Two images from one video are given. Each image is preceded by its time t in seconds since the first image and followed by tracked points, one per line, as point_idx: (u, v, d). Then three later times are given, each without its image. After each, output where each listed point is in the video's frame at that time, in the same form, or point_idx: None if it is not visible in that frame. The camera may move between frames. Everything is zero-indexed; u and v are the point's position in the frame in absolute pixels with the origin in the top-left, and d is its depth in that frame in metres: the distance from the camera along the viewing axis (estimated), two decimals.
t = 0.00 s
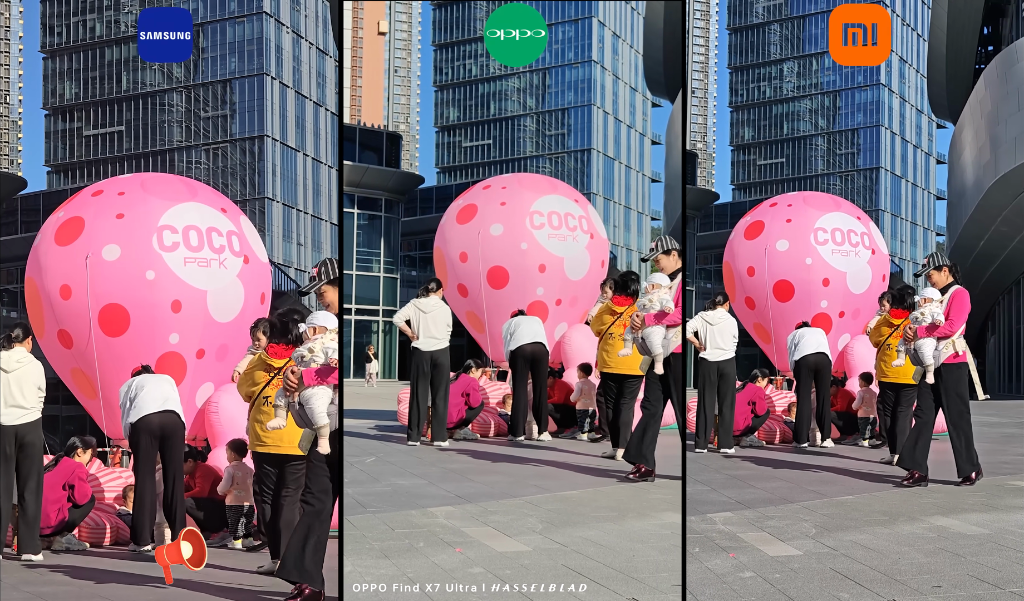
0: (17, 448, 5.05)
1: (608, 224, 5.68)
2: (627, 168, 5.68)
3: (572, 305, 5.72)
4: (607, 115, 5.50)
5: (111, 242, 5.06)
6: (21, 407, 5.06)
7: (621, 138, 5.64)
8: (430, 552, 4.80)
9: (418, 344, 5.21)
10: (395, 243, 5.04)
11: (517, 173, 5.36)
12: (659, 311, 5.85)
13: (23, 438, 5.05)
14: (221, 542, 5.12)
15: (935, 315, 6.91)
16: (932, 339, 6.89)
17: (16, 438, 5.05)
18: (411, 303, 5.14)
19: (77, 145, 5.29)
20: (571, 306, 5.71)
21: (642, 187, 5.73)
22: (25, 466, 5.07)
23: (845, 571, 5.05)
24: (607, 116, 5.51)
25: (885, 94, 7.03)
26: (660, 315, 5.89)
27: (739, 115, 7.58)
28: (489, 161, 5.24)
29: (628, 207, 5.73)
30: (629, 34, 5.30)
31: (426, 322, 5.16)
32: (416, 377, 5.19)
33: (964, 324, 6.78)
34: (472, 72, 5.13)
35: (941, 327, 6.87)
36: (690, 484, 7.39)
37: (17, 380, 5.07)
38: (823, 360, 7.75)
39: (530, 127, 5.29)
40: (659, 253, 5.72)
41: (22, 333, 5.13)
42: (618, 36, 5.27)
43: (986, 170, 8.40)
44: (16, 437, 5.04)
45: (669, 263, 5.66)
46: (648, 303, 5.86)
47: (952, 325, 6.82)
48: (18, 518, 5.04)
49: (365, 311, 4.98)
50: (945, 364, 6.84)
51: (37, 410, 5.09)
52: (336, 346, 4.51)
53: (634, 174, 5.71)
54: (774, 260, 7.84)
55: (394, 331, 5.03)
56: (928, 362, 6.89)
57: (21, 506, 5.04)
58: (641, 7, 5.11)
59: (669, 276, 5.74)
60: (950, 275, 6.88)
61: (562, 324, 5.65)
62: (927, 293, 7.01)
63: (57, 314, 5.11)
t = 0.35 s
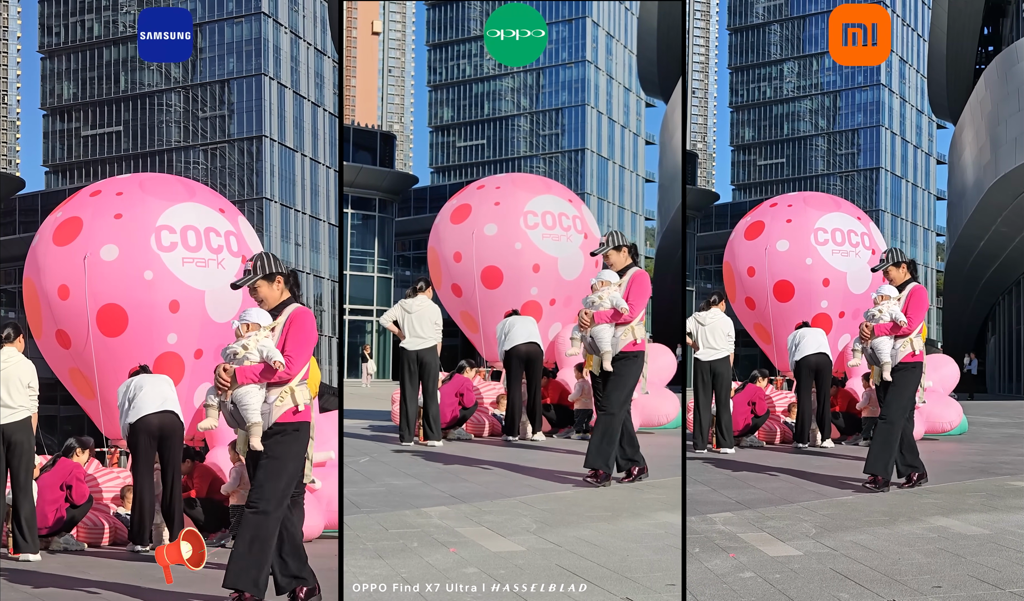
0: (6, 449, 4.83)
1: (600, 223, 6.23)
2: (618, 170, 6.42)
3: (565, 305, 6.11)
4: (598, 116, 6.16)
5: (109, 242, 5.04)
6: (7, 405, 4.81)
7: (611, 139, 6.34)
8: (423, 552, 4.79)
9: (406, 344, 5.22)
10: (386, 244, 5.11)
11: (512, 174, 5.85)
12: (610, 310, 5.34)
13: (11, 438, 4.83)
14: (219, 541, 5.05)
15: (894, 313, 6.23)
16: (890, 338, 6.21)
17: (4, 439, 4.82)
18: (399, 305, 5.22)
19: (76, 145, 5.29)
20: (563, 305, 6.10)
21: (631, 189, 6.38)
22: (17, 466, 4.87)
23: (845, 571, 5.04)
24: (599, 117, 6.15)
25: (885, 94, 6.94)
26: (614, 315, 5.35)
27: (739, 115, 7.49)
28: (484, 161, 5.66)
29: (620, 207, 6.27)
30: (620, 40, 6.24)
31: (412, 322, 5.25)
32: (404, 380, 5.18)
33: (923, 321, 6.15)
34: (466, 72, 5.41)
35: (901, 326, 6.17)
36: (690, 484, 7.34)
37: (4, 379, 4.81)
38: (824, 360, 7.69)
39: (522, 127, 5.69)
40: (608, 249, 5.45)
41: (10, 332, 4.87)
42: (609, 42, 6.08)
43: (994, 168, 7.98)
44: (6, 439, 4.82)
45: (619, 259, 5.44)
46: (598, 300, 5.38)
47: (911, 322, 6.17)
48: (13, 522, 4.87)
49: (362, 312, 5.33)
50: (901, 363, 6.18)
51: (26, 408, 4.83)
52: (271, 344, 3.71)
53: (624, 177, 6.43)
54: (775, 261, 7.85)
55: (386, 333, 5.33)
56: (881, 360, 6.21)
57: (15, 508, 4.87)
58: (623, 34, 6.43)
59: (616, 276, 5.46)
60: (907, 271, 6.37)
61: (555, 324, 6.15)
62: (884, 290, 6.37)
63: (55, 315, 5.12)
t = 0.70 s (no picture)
0: (6, 448, 4.89)
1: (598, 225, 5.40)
2: (618, 169, 5.37)
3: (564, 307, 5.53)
4: (596, 115, 5.30)
5: (108, 242, 5.09)
6: (8, 406, 4.88)
7: (612, 138, 5.36)
8: (417, 552, 4.89)
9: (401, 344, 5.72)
10: (382, 243, 5.21)
11: (508, 173, 5.42)
12: (549, 306, 5.22)
13: (13, 439, 4.89)
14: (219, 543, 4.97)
15: (841, 309, 6.27)
16: (836, 335, 6.26)
17: (4, 438, 4.88)
18: (394, 305, 5.58)
19: (74, 145, 5.30)
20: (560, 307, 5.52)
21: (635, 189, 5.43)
22: (17, 465, 4.93)
23: (845, 571, 5.03)
24: (598, 117, 5.30)
25: (884, 95, 6.92)
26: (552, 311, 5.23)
27: (739, 115, 7.48)
28: (478, 161, 5.32)
29: (619, 207, 5.36)
30: (619, 34, 5.25)
31: (410, 323, 5.69)
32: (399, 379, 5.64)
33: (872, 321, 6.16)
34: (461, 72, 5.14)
35: (845, 323, 6.24)
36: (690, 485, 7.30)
37: (5, 379, 4.87)
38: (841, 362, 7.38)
39: (518, 127, 5.26)
40: (559, 243, 5.28)
41: (10, 332, 4.94)
42: (607, 37, 5.20)
43: (992, 170, 8.04)
44: (6, 438, 4.88)
45: (570, 253, 5.22)
46: (540, 295, 5.27)
47: (857, 321, 6.20)
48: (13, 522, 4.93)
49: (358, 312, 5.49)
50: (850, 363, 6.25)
51: (28, 410, 4.92)
52: (192, 339, 3.97)
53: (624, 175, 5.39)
54: (775, 261, 7.89)
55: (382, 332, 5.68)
56: (826, 357, 6.27)
57: (14, 508, 4.94)
58: (628, 9, 5.28)
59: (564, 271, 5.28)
60: (862, 265, 6.23)
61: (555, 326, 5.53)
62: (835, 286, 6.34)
63: (54, 314, 5.17)
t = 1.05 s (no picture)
0: (10, 448, 4.95)
1: (594, 223, 5.72)
2: (617, 169, 5.55)
3: (558, 305, 5.64)
4: (592, 114, 5.35)
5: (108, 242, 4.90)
6: (11, 408, 4.94)
7: (609, 139, 5.50)
8: (415, 552, 4.80)
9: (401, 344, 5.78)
10: (380, 243, 5.33)
11: (506, 174, 5.47)
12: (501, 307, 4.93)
13: (16, 438, 4.94)
14: (219, 542, 5.04)
15: (795, 309, 6.12)
16: (790, 335, 6.09)
17: (8, 439, 4.94)
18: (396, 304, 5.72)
19: (70, 145, 5.30)
20: (556, 306, 5.64)
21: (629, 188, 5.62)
22: (18, 466, 4.96)
23: (845, 571, 5.03)
24: (594, 117, 5.36)
25: (885, 95, 6.95)
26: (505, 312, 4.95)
27: (739, 115, 7.41)
28: (475, 161, 5.22)
29: (614, 207, 5.67)
30: (615, 33, 5.25)
31: (410, 322, 5.76)
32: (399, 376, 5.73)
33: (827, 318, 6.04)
34: (458, 72, 5.00)
35: (801, 324, 6.08)
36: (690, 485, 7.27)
37: (9, 380, 4.92)
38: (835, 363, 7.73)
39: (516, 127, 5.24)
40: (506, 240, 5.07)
41: (15, 332, 4.97)
42: (605, 37, 5.15)
43: (982, 172, 7.89)
44: (9, 438, 4.93)
45: (516, 250, 5.01)
46: (489, 296, 5.01)
47: (813, 320, 6.06)
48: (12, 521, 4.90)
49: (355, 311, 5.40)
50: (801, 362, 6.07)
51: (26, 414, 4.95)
52: (121, 342, 3.87)
53: (624, 176, 5.53)
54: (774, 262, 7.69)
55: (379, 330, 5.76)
56: (781, 360, 6.08)
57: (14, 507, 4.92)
58: (626, 9, 5.27)
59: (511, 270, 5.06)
60: (813, 264, 6.20)
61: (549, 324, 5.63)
62: (787, 285, 6.24)
63: (52, 313, 4.93)
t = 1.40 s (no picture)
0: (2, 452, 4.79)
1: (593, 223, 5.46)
2: (615, 168, 5.28)
3: (558, 305, 5.49)
4: (592, 115, 5.23)
5: (106, 242, 4.92)
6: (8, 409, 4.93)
7: (608, 138, 5.25)
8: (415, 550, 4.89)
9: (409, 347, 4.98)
10: (378, 243, 5.04)
11: (504, 173, 5.24)
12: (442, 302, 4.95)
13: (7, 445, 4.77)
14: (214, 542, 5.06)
15: (741, 304, 6.20)
16: (737, 332, 6.17)
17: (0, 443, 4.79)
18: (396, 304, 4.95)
19: (73, 146, 5.23)
20: (556, 306, 5.49)
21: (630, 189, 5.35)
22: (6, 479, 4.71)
23: (845, 571, 5.03)
24: (594, 116, 5.23)
25: (885, 95, 7.00)
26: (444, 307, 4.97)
27: (739, 115, 7.37)
28: (475, 161, 5.15)
29: (615, 207, 5.38)
30: (613, 34, 4.98)
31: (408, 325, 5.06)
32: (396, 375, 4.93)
33: (772, 316, 6.11)
34: (456, 72, 5.02)
35: (747, 320, 6.16)
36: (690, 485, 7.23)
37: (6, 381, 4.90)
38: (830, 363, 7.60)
39: (514, 127, 5.13)
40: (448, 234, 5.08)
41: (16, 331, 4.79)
42: (604, 38, 4.93)
43: (994, 171, 7.37)
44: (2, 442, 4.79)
45: (461, 244, 5.05)
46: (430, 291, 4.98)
47: (757, 317, 6.15)
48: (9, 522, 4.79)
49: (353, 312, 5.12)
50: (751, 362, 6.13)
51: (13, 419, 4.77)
52: (41, 334, 4.72)
53: (622, 174, 5.29)
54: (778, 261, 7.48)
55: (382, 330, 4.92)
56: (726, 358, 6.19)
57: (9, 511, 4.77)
58: (624, 8, 4.97)
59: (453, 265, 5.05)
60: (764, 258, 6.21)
61: (548, 324, 5.44)
62: (734, 281, 6.26)
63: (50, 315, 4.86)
